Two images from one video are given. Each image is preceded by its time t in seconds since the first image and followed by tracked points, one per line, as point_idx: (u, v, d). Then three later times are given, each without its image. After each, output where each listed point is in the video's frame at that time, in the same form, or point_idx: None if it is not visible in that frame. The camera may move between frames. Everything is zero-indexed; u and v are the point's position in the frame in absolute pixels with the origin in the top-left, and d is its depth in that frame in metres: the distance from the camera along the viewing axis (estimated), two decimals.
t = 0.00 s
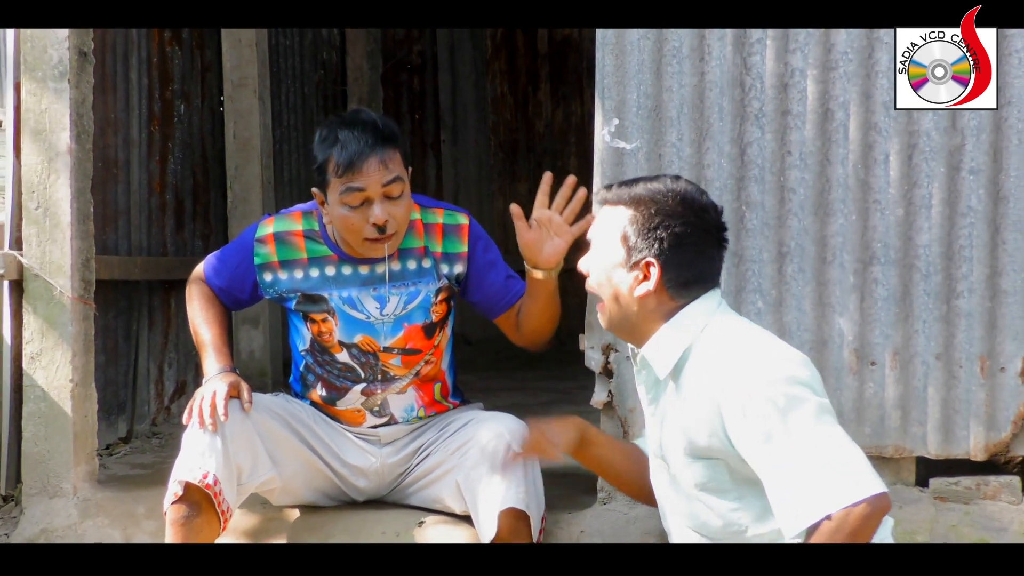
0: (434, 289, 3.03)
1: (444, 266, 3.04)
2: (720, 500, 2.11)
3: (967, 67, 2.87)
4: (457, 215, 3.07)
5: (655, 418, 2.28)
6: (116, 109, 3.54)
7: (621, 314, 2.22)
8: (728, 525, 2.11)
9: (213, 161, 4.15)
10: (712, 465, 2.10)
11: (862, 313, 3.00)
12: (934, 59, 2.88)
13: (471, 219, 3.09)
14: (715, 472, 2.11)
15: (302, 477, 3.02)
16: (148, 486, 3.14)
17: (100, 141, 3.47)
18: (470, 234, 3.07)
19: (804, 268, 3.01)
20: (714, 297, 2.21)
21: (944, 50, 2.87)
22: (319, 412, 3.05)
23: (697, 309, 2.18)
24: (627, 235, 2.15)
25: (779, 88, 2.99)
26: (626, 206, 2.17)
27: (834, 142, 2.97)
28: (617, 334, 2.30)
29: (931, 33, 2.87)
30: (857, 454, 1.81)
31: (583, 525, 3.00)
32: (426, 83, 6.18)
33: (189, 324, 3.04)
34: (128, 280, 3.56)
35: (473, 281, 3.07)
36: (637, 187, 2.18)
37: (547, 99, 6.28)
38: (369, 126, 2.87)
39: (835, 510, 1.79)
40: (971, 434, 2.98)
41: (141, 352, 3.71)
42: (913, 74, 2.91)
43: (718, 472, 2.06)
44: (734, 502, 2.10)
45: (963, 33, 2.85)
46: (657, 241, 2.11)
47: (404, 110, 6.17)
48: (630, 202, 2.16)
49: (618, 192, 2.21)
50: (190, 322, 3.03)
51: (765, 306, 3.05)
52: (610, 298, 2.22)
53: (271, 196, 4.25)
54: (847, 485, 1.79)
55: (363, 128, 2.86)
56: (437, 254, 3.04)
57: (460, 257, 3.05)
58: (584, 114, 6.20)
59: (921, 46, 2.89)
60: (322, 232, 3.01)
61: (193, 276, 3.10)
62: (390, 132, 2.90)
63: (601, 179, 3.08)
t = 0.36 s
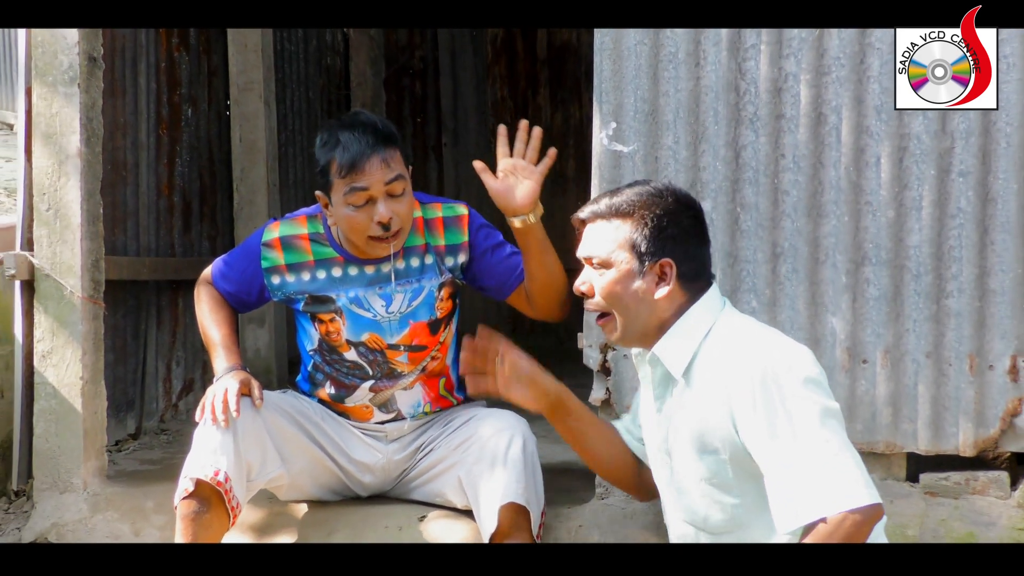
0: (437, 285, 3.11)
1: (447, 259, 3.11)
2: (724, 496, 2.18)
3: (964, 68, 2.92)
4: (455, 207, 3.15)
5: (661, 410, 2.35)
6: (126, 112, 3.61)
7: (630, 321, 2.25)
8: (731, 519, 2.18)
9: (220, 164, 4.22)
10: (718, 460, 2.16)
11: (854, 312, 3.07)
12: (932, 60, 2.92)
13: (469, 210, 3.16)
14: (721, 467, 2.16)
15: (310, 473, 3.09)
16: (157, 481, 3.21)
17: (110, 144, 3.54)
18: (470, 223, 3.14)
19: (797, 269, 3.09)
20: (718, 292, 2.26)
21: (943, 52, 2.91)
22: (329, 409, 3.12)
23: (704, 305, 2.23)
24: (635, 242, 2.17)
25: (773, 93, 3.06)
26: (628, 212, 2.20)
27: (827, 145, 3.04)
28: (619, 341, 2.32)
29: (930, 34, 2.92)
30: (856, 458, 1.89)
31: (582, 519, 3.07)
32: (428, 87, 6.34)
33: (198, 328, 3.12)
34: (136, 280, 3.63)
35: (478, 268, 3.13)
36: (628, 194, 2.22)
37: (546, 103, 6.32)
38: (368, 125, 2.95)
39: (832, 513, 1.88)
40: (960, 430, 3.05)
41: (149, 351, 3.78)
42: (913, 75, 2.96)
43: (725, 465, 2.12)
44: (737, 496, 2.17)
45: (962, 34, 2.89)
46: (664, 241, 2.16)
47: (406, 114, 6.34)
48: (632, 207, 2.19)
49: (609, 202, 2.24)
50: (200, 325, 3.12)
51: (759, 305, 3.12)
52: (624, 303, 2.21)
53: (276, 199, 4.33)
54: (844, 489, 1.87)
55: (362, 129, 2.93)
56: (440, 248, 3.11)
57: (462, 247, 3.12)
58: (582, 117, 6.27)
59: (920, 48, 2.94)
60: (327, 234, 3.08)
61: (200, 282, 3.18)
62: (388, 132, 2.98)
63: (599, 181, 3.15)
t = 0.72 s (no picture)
0: (432, 285, 3.16)
1: (445, 259, 3.16)
2: (718, 487, 2.26)
3: (965, 68, 2.99)
4: (453, 208, 3.18)
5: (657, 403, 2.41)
6: (134, 116, 3.68)
7: (632, 318, 2.29)
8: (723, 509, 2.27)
9: (227, 166, 4.29)
10: (714, 452, 2.24)
11: (847, 311, 3.14)
12: (933, 61, 3.00)
13: (467, 211, 3.20)
14: (716, 460, 2.24)
15: (311, 468, 3.17)
16: (165, 476, 3.29)
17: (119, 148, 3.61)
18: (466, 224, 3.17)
19: (791, 269, 3.16)
20: (716, 289, 2.34)
21: (943, 51, 2.99)
22: (328, 403, 3.21)
23: (701, 301, 2.30)
24: (637, 239, 2.23)
25: (767, 97, 3.13)
26: (630, 210, 2.25)
27: (820, 148, 3.11)
28: (620, 338, 2.36)
29: (931, 34, 3.00)
30: (845, 459, 1.97)
31: (580, 514, 3.14)
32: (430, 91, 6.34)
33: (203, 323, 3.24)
34: (145, 281, 3.70)
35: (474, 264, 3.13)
36: (629, 192, 2.28)
37: (546, 106, 6.41)
38: (333, 130, 3.00)
39: (818, 511, 1.98)
40: (950, 427, 3.12)
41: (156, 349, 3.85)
42: (913, 74, 3.02)
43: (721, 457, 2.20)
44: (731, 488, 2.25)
45: (963, 34, 2.98)
46: (666, 236, 2.24)
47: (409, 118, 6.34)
48: (633, 206, 2.26)
49: (606, 201, 2.29)
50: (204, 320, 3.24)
51: (754, 304, 3.19)
52: (628, 299, 2.26)
53: (282, 201, 4.41)
54: (830, 490, 1.96)
55: (330, 136, 2.99)
56: (437, 249, 3.16)
57: (457, 247, 3.16)
58: (581, 121, 6.35)
59: (921, 47, 3.01)
60: (323, 233, 3.15)
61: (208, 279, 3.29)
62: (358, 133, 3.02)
63: (597, 184, 3.22)
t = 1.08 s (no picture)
0: (415, 296, 3.23)
1: (425, 278, 3.24)
2: (719, 479, 2.33)
3: (964, 69, 3.05)
4: (441, 233, 3.24)
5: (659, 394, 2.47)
6: (142, 119, 3.75)
7: (635, 309, 2.37)
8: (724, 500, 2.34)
9: (233, 169, 4.36)
10: (716, 445, 2.30)
11: (839, 311, 3.22)
12: (934, 61, 3.08)
13: (454, 238, 3.26)
14: (719, 453, 2.30)
15: (301, 459, 3.28)
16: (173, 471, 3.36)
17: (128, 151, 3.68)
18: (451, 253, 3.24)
19: (784, 269, 3.23)
20: (718, 283, 2.41)
21: (943, 51, 3.08)
22: (318, 401, 3.31)
23: (699, 299, 2.37)
24: (639, 232, 2.30)
25: (762, 100, 3.20)
26: (634, 203, 2.32)
27: (814, 151, 3.19)
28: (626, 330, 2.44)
29: (931, 35, 3.08)
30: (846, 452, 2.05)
31: (579, 508, 3.21)
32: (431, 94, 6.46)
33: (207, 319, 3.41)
34: (153, 281, 3.78)
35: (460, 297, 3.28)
36: (634, 187, 2.35)
37: (545, 110, 6.47)
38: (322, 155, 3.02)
39: (819, 504, 2.05)
40: (940, 423, 3.19)
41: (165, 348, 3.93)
42: (913, 75, 3.10)
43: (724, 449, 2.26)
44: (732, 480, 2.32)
45: (963, 34, 3.05)
46: (668, 231, 2.30)
47: (411, 122, 6.48)
48: (637, 200, 2.32)
49: (612, 195, 2.36)
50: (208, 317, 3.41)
51: (749, 303, 3.27)
52: (629, 291, 2.34)
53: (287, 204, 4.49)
54: (831, 481, 2.04)
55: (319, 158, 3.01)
56: (419, 266, 3.23)
57: (441, 274, 3.24)
58: (580, 124, 6.40)
59: (920, 47, 3.09)
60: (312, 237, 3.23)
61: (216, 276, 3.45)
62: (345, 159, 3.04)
63: (596, 185, 3.29)
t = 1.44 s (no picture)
0: (412, 290, 3.29)
1: (418, 269, 3.28)
2: (711, 480, 2.41)
3: (963, 69, 3.13)
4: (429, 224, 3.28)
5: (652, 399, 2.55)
6: (151, 122, 3.83)
7: (627, 321, 2.44)
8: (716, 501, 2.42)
9: (239, 171, 4.44)
10: (707, 447, 2.38)
11: (831, 310, 3.29)
12: (932, 61, 3.15)
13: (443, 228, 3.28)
14: (710, 455, 2.38)
15: (314, 456, 3.36)
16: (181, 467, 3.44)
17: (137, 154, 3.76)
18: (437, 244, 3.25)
19: (778, 269, 3.31)
20: (707, 287, 2.49)
21: (942, 52, 3.15)
22: (326, 399, 3.39)
23: (690, 302, 2.45)
24: (621, 246, 2.37)
25: (756, 105, 3.27)
26: (613, 219, 2.39)
27: (807, 154, 3.26)
28: (621, 341, 2.52)
29: (930, 35, 3.15)
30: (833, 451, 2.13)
31: (577, 503, 3.29)
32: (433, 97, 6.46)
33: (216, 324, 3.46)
34: (160, 281, 3.85)
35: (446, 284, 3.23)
36: (611, 204, 2.42)
37: (545, 114, 6.55)
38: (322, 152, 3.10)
39: (807, 502, 2.12)
40: (930, 420, 3.27)
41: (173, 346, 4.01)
42: (909, 77, 3.17)
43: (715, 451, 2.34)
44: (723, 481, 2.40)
45: (962, 34, 3.13)
46: (649, 242, 2.37)
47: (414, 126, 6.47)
48: (615, 216, 2.39)
49: (592, 213, 2.43)
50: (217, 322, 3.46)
51: (743, 303, 3.34)
52: (619, 305, 2.41)
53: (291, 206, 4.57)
54: (820, 480, 2.11)
55: (318, 156, 3.09)
56: (412, 257, 3.27)
57: (426, 263, 3.26)
58: (578, 127, 6.54)
59: (918, 48, 3.16)
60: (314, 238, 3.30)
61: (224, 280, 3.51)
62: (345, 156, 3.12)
63: (595, 188, 3.36)
